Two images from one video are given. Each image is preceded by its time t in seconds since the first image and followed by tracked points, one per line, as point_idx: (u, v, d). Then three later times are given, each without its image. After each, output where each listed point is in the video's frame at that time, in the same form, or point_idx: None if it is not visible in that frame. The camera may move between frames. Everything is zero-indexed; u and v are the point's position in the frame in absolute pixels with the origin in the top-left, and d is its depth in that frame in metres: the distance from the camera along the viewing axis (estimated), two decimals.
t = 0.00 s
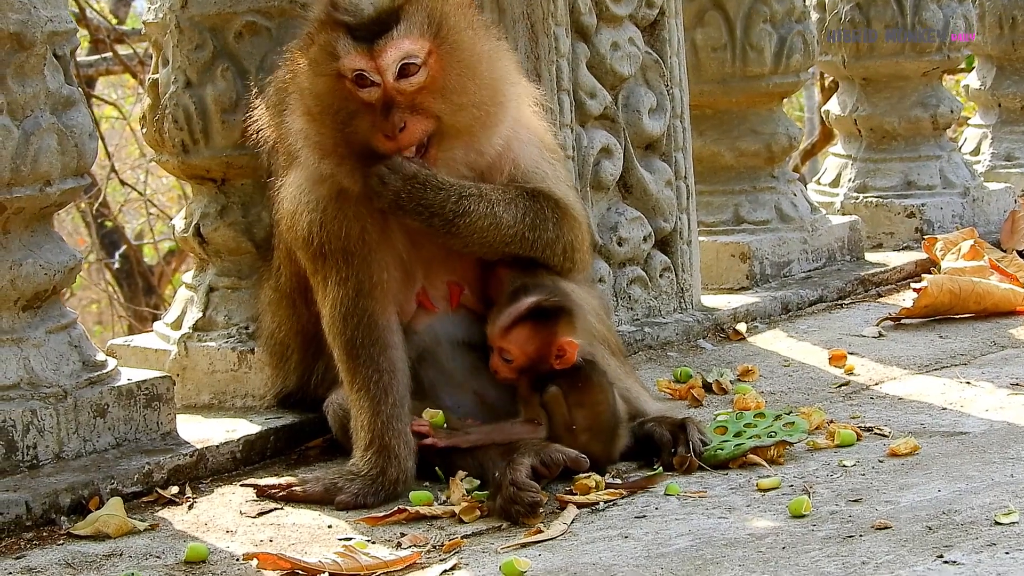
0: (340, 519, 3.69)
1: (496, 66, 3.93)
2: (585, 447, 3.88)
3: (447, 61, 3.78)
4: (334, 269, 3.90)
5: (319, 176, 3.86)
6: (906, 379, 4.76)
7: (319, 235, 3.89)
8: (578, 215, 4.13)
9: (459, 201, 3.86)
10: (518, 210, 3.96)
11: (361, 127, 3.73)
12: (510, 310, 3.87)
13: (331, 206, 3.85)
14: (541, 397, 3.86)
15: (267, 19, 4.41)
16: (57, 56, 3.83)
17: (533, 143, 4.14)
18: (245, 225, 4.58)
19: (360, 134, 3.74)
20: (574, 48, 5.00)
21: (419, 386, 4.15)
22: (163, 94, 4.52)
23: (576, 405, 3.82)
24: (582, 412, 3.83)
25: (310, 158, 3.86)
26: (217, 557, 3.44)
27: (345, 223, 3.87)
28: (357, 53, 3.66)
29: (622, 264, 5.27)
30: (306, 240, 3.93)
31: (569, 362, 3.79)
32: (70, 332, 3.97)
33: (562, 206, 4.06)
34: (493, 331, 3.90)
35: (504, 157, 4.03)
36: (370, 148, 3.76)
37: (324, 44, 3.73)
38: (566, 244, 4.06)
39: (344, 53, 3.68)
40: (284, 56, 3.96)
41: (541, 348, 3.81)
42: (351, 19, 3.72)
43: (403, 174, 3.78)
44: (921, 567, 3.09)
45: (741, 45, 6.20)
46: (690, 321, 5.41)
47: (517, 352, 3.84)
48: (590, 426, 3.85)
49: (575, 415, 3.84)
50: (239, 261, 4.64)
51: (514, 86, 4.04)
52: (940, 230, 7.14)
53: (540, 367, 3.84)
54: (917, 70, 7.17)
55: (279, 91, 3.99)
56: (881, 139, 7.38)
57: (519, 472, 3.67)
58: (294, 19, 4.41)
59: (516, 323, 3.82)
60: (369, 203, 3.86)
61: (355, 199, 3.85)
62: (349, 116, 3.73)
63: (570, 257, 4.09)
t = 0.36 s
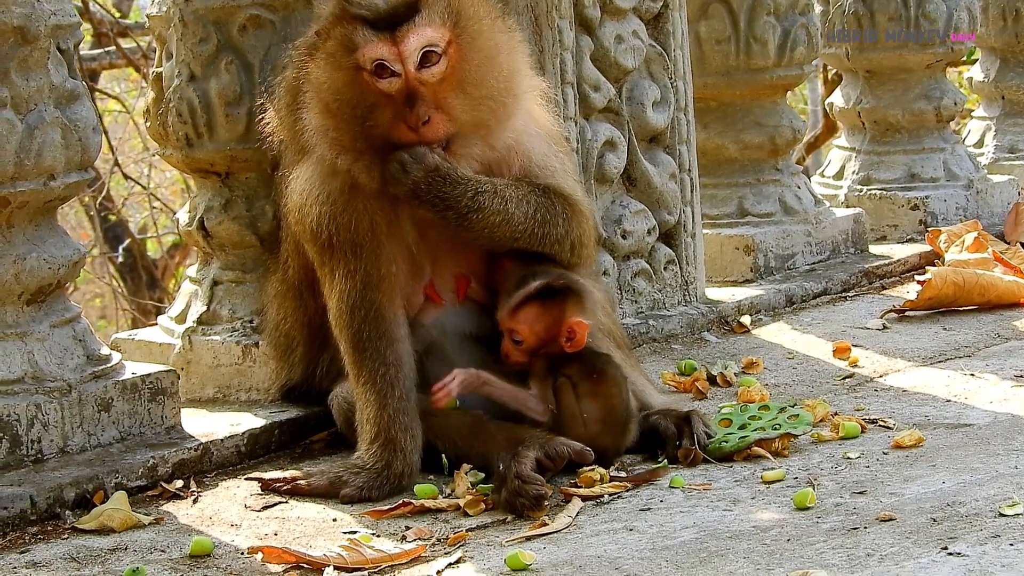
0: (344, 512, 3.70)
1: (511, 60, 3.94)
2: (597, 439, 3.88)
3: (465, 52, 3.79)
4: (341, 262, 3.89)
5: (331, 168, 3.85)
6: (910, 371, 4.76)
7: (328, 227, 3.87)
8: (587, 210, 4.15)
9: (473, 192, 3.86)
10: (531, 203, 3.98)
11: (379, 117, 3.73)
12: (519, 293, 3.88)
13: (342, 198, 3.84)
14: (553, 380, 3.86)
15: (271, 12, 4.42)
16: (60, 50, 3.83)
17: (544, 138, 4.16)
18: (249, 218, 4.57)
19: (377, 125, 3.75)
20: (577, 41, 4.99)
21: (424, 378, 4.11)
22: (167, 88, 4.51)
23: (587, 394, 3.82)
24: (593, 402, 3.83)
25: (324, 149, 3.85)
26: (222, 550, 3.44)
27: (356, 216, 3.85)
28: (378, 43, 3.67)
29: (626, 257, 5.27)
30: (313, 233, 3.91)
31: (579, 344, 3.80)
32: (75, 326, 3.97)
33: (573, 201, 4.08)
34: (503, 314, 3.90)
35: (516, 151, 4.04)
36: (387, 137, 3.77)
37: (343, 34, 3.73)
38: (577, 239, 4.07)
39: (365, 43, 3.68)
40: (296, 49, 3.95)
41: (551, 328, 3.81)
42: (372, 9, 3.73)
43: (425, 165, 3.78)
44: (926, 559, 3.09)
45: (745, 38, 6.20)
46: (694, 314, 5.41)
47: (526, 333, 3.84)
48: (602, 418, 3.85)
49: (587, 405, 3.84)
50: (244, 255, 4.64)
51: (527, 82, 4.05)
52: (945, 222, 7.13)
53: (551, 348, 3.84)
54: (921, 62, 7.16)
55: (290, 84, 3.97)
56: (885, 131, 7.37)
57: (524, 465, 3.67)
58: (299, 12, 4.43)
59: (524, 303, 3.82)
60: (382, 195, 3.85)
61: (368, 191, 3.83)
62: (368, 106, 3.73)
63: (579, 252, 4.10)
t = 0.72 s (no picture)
0: (346, 508, 3.70)
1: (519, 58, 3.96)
2: (603, 434, 3.88)
3: (478, 50, 3.79)
4: (343, 256, 3.88)
5: (337, 161, 3.83)
6: (911, 367, 4.76)
7: (333, 222, 3.84)
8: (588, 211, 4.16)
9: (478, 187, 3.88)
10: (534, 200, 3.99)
11: (388, 111, 3.74)
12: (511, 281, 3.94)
13: (348, 193, 3.82)
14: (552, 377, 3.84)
15: (271, 8, 4.43)
16: (61, 47, 3.82)
17: (545, 137, 4.18)
18: (250, 215, 4.57)
19: (386, 118, 3.75)
20: (578, 38, 4.99)
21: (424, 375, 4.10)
22: (167, 84, 4.51)
23: (591, 389, 3.82)
24: (597, 397, 3.83)
25: (331, 142, 3.84)
26: (223, 546, 3.44)
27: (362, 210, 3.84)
28: (392, 38, 3.67)
29: (627, 253, 5.28)
30: (315, 227, 3.90)
31: (573, 328, 3.80)
32: (76, 322, 3.96)
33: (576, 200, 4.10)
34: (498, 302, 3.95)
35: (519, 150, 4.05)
36: (395, 131, 3.77)
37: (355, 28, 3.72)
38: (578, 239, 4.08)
39: (378, 37, 3.68)
40: (303, 43, 3.93)
41: (544, 310, 3.85)
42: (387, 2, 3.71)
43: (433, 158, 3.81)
44: (928, 554, 3.09)
45: (745, 34, 6.20)
46: (694, 310, 5.41)
47: (520, 318, 3.86)
48: (608, 413, 3.85)
49: (591, 399, 3.83)
50: (245, 251, 4.64)
51: (533, 81, 4.06)
52: (945, 218, 7.14)
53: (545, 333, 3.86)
54: (922, 58, 7.16)
55: (295, 75, 3.97)
56: (885, 127, 7.37)
57: (525, 460, 3.67)
58: (299, 8, 4.45)
59: (517, 286, 3.88)
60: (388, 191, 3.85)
61: (373, 186, 3.82)
62: (378, 99, 3.73)
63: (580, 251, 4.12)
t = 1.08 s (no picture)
0: (346, 507, 3.69)
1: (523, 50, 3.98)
2: (605, 432, 3.88)
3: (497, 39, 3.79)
4: (343, 253, 3.88)
5: (343, 155, 3.84)
6: (911, 366, 4.77)
7: (335, 218, 3.85)
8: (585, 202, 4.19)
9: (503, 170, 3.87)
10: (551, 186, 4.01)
11: (413, 98, 3.72)
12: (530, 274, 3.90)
13: (351, 188, 3.83)
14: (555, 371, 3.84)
15: (272, 6, 4.44)
16: (62, 44, 3.81)
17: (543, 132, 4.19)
18: (251, 213, 4.57)
19: (409, 104, 3.73)
20: (579, 36, 4.99)
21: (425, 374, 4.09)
22: (168, 82, 4.50)
23: (594, 388, 3.82)
24: (599, 396, 3.83)
25: (345, 130, 3.83)
26: (224, 545, 3.44)
27: (365, 204, 3.84)
28: (425, 24, 3.63)
29: (627, 252, 5.27)
30: (316, 222, 3.89)
31: (585, 332, 3.82)
32: (76, 321, 3.96)
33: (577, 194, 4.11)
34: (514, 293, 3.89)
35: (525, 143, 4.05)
36: (421, 116, 3.76)
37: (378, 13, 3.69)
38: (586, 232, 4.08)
39: (409, 19, 3.64)
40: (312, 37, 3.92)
41: (560, 309, 3.81)
42: None
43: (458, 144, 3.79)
44: (929, 554, 3.09)
45: (746, 33, 6.20)
46: (694, 309, 5.41)
47: (535, 312, 3.82)
48: (610, 411, 3.85)
49: (592, 398, 3.84)
50: (245, 250, 4.64)
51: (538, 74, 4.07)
52: (945, 217, 7.15)
53: (556, 332, 3.82)
54: (922, 57, 7.16)
55: (303, 65, 3.95)
56: (885, 126, 7.37)
57: (525, 460, 3.67)
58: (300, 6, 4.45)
59: (536, 281, 3.85)
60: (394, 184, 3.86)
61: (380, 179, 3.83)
62: (403, 84, 3.72)
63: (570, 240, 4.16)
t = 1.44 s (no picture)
0: (347, 510, 3.69)
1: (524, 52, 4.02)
2: (607, 434, 3.88)
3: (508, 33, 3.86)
4: (345, 257, 3.87)
5: (351, 154, 3.85)
6: (912, 369, 4.76)
7: (338, 221, 3.84)
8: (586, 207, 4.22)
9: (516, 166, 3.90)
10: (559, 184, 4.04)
11: (433, 89, 3.76)
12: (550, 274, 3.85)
13: (357, 189, 3.83)
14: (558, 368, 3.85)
15: (273, 9, 4.45)
16: (63, 47, 3.81)
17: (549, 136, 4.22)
18: (251, 215, 4.57)
19: (428, 95, 3.78)
20: (579, 39, 5.00)
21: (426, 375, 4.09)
22: (169, 85, 4.51)
23: (595, 391, 3.84)
24: (601, 398, 3.84)
25: (364, 124, 3.87)
26: (224, 548, 3.43)
27: (370, 207, 3.84)
28: (450, 10, 3.70)
29: (628, 255, 5.27)
30: (319, 225, 3.88)
31: (596, 341, 3.79)
32: (77, 324, 3.96)
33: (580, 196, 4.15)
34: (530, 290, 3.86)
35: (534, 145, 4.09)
36: (444, 108, 3.80)
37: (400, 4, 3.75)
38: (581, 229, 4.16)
39: (434, 8, 3.71)
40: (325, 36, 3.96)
41: (577, 316, 3.78)
42: None
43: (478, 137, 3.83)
44: (929, 557, 3.09)
45: (747, 35, 6.20)
46: (695, 312, 5.41)
47: (551, 314, 3.78)
48: (614, 412, 3.85)
49: (594, 399, 3.85)
50: (245, 252, 4.64)
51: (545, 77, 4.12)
52: (946, 219, 7.13)
53: (568, 336, 3.80)
54: (923, 59, 7.17)
55: (311, 67, 3.97)
56: (886, 129, 7.37)
57: (526, 462, 3.67)
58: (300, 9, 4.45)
59: (556, 282, 3.80)
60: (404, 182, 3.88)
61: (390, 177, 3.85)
62: (423, 75, 3.76)
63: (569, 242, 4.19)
